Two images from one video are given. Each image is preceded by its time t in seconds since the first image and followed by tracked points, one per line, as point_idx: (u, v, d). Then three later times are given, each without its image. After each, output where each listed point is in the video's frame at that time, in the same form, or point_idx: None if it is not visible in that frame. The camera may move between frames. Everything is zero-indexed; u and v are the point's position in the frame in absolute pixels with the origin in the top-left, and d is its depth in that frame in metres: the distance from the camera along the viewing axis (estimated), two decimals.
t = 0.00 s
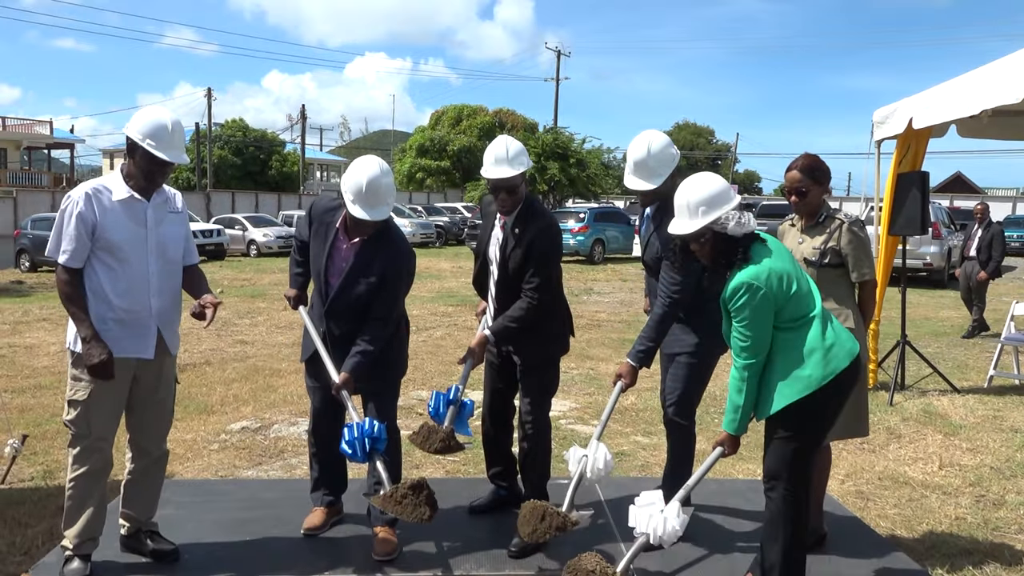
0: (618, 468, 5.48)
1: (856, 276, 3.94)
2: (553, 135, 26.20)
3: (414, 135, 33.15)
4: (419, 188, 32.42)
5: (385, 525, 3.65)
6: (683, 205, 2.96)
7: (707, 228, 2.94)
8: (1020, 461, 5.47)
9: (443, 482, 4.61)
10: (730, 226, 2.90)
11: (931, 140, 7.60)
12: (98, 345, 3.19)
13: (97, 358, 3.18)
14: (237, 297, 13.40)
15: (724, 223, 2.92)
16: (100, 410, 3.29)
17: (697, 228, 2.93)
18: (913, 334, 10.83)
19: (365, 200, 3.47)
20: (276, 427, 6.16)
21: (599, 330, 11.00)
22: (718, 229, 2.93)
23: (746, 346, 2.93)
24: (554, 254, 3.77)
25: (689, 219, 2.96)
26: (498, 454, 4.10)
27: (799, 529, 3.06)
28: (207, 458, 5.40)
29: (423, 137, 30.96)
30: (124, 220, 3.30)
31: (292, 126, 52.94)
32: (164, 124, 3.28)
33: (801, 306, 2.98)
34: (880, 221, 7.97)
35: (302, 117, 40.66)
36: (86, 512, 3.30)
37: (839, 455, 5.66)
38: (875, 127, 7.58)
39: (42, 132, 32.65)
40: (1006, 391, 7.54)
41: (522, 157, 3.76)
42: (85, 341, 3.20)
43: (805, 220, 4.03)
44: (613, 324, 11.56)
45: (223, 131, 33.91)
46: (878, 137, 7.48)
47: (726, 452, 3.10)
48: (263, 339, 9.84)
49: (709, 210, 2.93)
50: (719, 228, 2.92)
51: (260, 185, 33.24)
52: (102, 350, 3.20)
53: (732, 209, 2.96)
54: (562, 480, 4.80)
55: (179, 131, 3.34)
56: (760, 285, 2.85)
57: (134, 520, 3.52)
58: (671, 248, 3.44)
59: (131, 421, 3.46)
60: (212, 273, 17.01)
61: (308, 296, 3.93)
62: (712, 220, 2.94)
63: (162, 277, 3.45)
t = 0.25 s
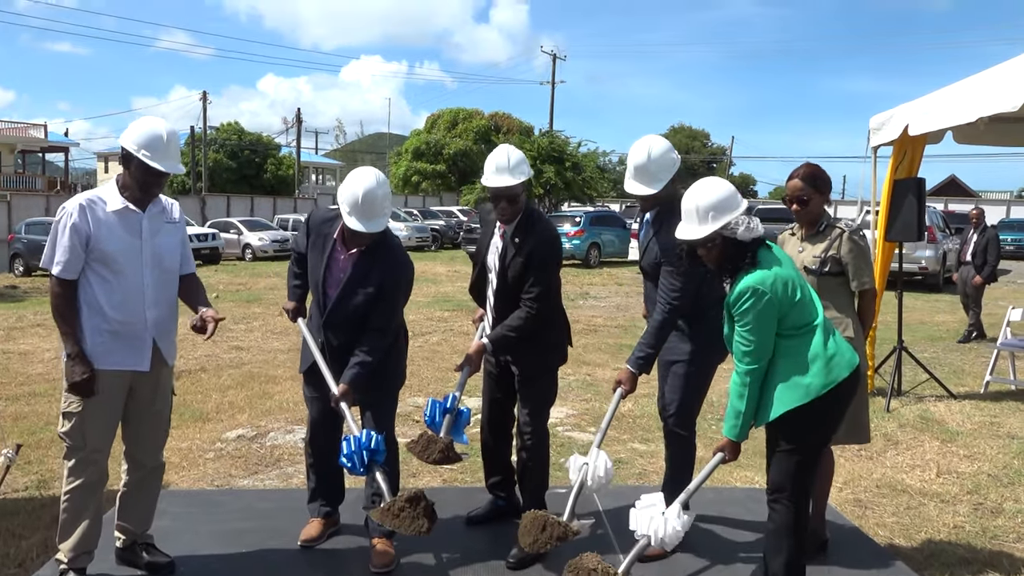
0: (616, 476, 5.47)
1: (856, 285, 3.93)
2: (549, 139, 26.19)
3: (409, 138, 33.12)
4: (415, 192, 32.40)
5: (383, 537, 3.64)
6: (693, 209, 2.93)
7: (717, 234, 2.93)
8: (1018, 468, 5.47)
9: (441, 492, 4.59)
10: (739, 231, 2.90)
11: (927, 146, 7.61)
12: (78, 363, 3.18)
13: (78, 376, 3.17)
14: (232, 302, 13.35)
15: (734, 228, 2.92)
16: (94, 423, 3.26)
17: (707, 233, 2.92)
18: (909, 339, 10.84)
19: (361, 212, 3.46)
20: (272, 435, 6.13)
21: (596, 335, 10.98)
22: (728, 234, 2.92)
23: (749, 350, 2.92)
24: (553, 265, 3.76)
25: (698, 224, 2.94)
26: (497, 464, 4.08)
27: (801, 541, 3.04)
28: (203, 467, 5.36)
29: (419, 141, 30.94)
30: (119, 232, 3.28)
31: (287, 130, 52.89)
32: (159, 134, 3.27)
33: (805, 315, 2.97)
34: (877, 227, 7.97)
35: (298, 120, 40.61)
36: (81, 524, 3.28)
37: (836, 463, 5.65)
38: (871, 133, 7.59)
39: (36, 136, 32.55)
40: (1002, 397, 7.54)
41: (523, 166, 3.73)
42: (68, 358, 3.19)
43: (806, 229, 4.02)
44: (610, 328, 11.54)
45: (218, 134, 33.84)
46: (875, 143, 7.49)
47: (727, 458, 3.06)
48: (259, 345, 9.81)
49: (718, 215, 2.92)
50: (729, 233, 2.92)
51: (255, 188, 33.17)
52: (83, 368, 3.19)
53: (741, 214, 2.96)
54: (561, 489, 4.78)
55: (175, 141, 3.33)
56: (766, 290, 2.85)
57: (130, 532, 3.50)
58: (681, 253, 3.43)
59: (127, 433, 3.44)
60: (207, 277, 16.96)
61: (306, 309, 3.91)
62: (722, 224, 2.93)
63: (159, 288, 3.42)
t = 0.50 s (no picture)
0: (610, 477, 5.46)
1: (853, 289, 3.94)
2: (542, 136, 26.16)
3: (402, 135, 33.04)
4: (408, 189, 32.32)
5: (377, 540, 3.62)
6: (702, 204, 2.94)
7: (724, 231, 2.93)
8: (1010, 470, 5.49)
9: (435, 494, 4.57)
10: (747, 229, 2.90)
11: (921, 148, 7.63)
12: (55, 369, 3.15)
13: (53, 382, 3.14)
14: (224, 299, 13.28)
15: (741, 226, 2.92)
16: (85, 426, 3.23)
17: (714, 229, 2.92)
18: (901, 340, 10.88)
19: (355, 217, 3.43)
20: (265, 435, 6.10)
21: (589, 335, 10.98)
22: (735, 231, 2.92)
23: (752, 349, 2.90)
24: (550, 268, 3.74)
25: (706, 220, 2.94)
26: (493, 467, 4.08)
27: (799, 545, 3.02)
28: (195, 468, 5.33)
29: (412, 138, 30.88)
30: (111, 234, 3.25)
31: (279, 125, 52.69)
32: (148, 134, 3.23)
33: (807, 318, 2.97)
34: (871, 228, 7.99)
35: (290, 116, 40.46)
36: (73, 528, 3.25)
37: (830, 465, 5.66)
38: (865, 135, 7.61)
39: (26, 131, 32.31)
40: (994, 399, 7.57)
41: (524, 169, 3.71)
42: (48, 362, 3.16)
43: (805, 233, 4.03)
44: (603, 328, 11.54)
45: (210, 130, 33.68)
46: (869, 145, 7.51)
47: (725, 456, 3.03)
48: (251, 343, 9.77)
49: (726, 212, 2.93)
50: (736, 231, 2.91)
51: (247, 184, 33.03)
52: (59, 374, 3.15)
53: (747, 212, 2.96)
54: (555, 491, 4.76)
55: (164, 141, 3.30)
56: (771, 288, 2.84)
57: (122, 536, 3.47)
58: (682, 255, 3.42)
59: (119, 435, 3.41)
60: (198, 274, 16.87)
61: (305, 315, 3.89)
62: (729, 222, 2.93)
63: (150, 291, 3.39)
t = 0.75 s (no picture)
0: (614, 475, 5.46)
1: (863, 290, 3.94)
2: (545, 132, 26.12)
3: (405, 131, 33.02)
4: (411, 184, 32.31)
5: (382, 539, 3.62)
6: (710, 201, 2.96)
7: (731, 229, 2.92)
8: (1015, 470, 5.48)
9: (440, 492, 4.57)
10: (755, 228, 2.88)
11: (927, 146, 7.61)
12: (57, 368, 3.15)
13: (54, 381, 3.14)
14: (227, 295, 13.29)
15: (750, 225, 2.90)
16: (91, 424, 3.23)
17: (722, 227, 2.92)
18: (905, 338, 10.86)
19: (360, 219, 3.42)
20: (269, 432, 6.10)
21: (593, 332, 10.97)
22: (743, 231, 2.91)
23: (761, 347, 2.90)
24: (557, 268, 3.73)
25: (714, 216, 2.95)
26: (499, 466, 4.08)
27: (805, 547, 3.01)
28: (200, 465, 5.34)
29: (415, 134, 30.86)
30: (117, 233, 3.24)
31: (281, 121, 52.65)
32: (153, 133, 3.23)
33: (816, 319, 2.95)
34: (876, 226, 7.97)
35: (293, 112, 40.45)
36: (79, 526, 3.25)
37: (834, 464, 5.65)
38: (871, 134, 7.60)
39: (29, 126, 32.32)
40: (998, 398, 7.55)
41: (532, 168, 3.71)
42: (50, 362, 3.16)
43: (814, 232, 4.02)
44: (606, 325, 11.53)
45: (213, 125, 33.68)
46: (874, 143, 7.49)
47: (732, 455, 3.02)
48: (255, 339, 9.77)
49: (734, 210, 2.93)
50: (743, 231, 2.90)
51: (250, 180, 33.03)
52: (60, 374, 3.16)
53: (756, 213, 2.95)
54: (560, 490, 4.76)
55: (169, 139, 3.29)
56: (782, 287, 2.84)
57: (127, 534, 3.47)
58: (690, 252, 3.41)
59: (125, 434, 3.41)
60: (201, 270, 16.89)
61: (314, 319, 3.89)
62: (737, 221, 2.93)
63: (156, 291, 3.39)
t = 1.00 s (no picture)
0: (614, 470, 5.46)
1: (868, 287, 3.94)
2: (546, 127, 26.08)
3: (406, 125, 32.96)
4: (411, 178, 32.28)
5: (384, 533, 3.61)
6: (714, 194, 2.94)
7: (734, 222, 2.92)
8: (1016, 466, 5.48)
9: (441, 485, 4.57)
10: (757, 223, 2.88)
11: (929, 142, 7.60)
12: (63, 360, 3.14)
13: (60, 373, 3.13)
14: (227, 288, 13.28)
15: (752, 219, 2.89)
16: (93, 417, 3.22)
17: (723, 219, 2.91)
18: (906, 334, 10.86)
19: (361, 215, 3.42)
20: (269, 425, 6.10)
21: (593, 326, 10.97)
22: (745, 224, 2.90)
23: (763, 342, 2.89)
24: (560, 264, 3.72)
25: (716, 209, 2.93)
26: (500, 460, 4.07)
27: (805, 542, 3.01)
28: (200, 457, 5.34)
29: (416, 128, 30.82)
30: (120, 226, 3.24)
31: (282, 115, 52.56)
32: (158, 126, 3.22)
33: (819, 314, 2.95)
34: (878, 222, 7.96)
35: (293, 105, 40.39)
36: (80, 519, 3.24)
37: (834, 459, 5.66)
38: (873, 129, 7.58)
39: (29, 118, 32.28)
40: (999, 394, 7.55)
41: (537, 163, 3.69)
42: (55, 354, 3.15)
43: (821, 228, 4.02)
44: (607, 320, 11.52)
45: (213, 118, 33.63)
46: (876, 139, 7.48)
47: (734, 450, 3.02)
48: (255, 332, 9.77)
49: (737, 204, 2.91)
50: (745, 224, 2.90)
51: (250, 173, 32.98)
52: (66, 365, 3.15)
53: (759, 208, 2.94)
54: (560, 484, 4.76)
55: (174, 133, 3.28)
56: (784, 282, 2.83)
57: (128, 526, 3.47)
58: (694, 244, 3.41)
59: (126, 426, 3.40)
60: (202, 263, 16.88)
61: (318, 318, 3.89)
62: (740, 214, 2.91)
63: (159, 283, 3.38)
